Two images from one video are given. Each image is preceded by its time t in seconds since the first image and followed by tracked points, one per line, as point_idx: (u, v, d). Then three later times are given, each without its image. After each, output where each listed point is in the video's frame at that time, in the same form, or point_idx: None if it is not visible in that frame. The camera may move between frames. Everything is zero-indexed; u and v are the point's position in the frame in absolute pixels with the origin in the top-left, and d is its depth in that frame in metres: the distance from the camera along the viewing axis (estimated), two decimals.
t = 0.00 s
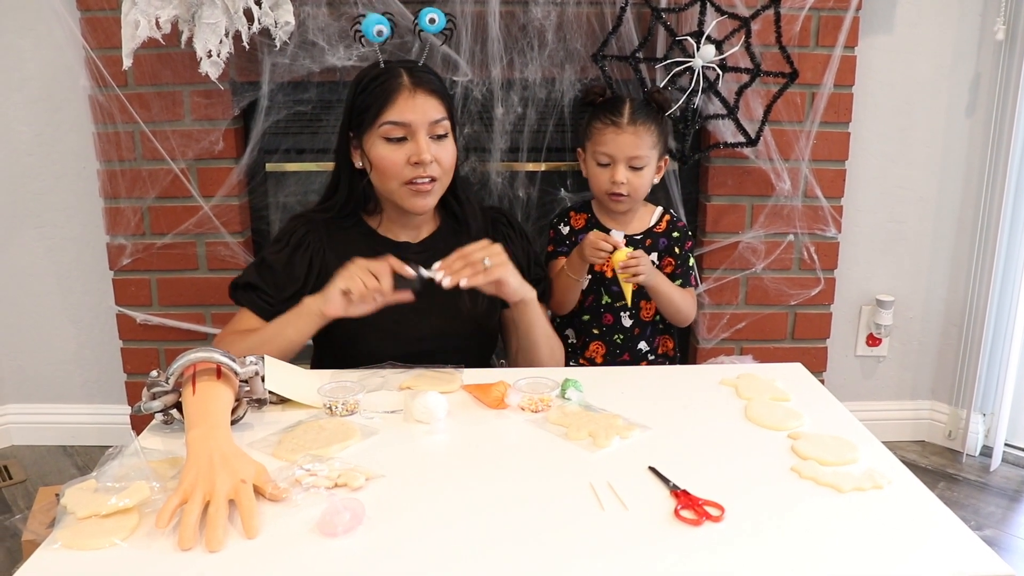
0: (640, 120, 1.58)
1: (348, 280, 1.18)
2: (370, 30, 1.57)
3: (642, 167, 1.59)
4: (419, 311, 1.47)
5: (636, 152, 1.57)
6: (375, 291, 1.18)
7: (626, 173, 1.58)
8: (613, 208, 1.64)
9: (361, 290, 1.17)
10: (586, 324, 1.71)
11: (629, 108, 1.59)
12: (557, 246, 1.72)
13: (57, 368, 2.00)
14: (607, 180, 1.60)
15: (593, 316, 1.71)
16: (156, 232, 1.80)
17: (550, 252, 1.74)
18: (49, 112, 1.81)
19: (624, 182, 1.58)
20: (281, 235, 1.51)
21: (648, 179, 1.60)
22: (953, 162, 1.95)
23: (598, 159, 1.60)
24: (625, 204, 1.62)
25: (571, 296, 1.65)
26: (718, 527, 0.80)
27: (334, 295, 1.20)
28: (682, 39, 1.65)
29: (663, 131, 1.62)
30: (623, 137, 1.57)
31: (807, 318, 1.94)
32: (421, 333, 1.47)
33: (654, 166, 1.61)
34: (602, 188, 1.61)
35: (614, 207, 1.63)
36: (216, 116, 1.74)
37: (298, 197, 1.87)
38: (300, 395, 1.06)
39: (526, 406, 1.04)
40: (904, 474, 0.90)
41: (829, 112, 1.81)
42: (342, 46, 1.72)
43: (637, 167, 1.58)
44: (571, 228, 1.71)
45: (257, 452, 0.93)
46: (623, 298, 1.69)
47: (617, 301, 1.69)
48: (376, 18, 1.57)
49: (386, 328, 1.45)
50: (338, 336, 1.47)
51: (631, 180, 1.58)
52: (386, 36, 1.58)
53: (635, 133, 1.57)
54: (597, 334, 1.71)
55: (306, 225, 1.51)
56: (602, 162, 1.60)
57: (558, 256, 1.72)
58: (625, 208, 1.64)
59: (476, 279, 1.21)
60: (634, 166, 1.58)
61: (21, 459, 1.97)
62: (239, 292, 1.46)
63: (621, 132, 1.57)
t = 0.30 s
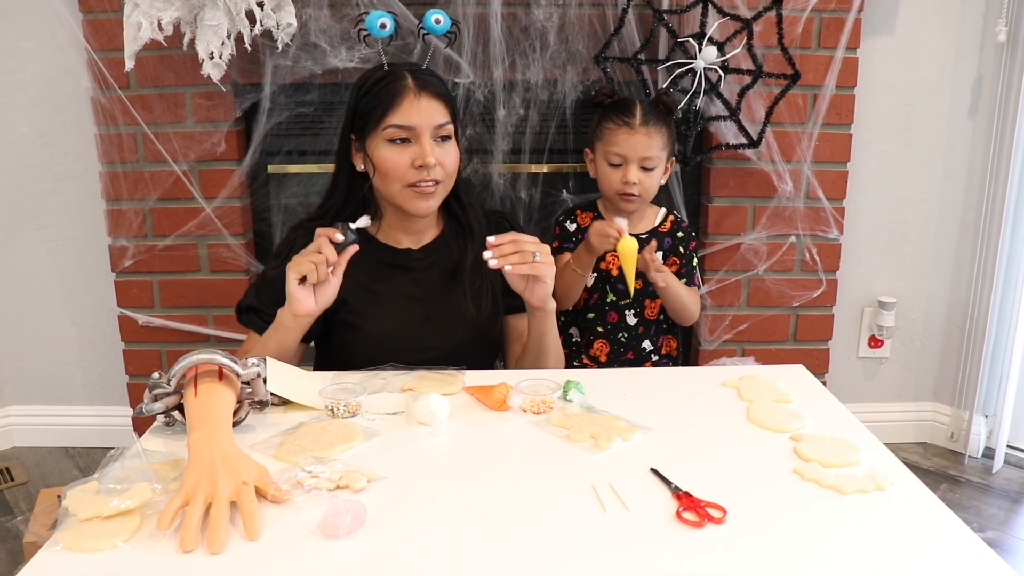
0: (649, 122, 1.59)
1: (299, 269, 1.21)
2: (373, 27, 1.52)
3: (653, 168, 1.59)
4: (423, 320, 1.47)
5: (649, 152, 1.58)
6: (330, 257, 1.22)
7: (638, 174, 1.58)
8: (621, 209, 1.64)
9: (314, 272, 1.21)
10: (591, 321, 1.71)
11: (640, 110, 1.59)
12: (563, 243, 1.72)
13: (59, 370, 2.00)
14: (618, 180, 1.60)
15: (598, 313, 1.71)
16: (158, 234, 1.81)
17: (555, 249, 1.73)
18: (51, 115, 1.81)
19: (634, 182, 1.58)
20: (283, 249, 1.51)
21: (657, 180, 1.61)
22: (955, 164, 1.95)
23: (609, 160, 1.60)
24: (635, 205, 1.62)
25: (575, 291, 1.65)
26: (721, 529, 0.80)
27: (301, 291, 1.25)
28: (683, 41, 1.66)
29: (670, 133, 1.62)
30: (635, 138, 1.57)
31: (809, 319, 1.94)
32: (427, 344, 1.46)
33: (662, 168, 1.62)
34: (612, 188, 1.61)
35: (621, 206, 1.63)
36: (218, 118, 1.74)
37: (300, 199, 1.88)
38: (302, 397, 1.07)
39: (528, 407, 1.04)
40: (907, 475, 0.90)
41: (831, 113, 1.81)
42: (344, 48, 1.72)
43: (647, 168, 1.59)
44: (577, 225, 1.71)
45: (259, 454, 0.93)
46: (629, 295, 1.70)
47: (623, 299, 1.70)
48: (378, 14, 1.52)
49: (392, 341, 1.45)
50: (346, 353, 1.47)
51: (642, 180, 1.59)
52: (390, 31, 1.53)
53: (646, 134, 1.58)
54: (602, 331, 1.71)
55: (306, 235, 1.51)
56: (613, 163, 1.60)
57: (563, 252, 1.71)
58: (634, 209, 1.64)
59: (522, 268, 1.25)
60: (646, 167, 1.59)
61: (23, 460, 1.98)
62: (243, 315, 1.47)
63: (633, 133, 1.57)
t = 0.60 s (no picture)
0: (652, 119, 1.58)
1: (276, 266, 1.24)
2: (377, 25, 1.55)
3: (656, 164, 1.59)
4: (425, 322, 1.47)
5: (651, 148, 1.58)
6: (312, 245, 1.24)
7: (640, 170, 1.58)
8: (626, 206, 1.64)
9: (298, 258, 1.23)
10: (597, 324, 1.70)
11: (644, 108, 1.59)
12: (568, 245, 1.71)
13: (62, 372, 2.00)
14: (621, 176, 1.60)
15: (605, 316, 1.70)
16: (160, 236, 1.81)
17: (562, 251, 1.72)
18: (54, 117, 1.81)
19: (636, 178, 1.58)
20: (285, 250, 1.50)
21: (660, 177, 1.60)
22: (959, 165, 1.94)
23: (612, 156, 1.61)
24: (638, 202, 1.61)
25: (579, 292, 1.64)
26: (725, 531, 0.79)
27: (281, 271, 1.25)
28: (686, 42, 1.66)
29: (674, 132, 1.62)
30: (637, 134, 1.57)
31: (813, 320, 1.93)
32: (429, 347, 1.45)
33: (666, 166, 1.62)
34: (616, 184, 1.62)
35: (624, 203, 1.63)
36: (221, 120, 1.74)
37: (303, 201, 1.87)
38: (306, 399, 1.06)
39: (532, 409, 1.03)
40: (912, 477, 0.89)
41: (835, 114, 1.80)
42: (346, 50, 1.72)
43: (650, 164, 1.59)
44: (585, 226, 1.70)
45: (263, 456, 0.93)
46: (636, 298, 1.70)
47: (630, 301, 1.69)
48: (382, 12, 1.54)
49: (394, 342, 1.45)
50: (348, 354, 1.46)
51: (645, 176, 1.59)
52: (392, 30, 1.56)
53: (649, 130, 1.58)
54: (608, 335, 1.70)
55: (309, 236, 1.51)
56: (618, 159, 1.60)
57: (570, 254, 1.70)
58: (638, 206, 1.64)
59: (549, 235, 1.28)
60: (648, 164, 1.59)
61: (26, 463, 1.98)
62: (245, 315, 1.48)
63: (635, 130, 1.58)
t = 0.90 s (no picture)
0: (655, 119, 1.59)
1: (269, 282, 1.23)
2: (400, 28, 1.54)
3: (658, 164, 1.59)
4: (431, 323, 1.47)
5: (654, 148, 1.57)
6: (298, 253, 1.24)
7: (642, 170, 1.58)
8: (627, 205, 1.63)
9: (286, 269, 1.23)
10: (601, 327, 1.70)
11: (649, 109, 1.59)
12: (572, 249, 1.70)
13: (65, 372, 2.00)
14: (623, 176, 1.59)
15: (609, 319, 1.69)
16: (164, 236, 1.81)
17: (566, 254, 1.71)
18: (58, 117, 1.81)
19: (638, 178, 1.58)
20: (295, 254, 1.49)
21: (663, 177, 1.60)
22: (963, 168, 1.94)
23: (615, 155, 1.60)
24: (639, 201, 1.61)
25: (585, 302, 1.63)
26: (729, 535, 0.79)
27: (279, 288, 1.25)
28: (691, 45, 1.66)
29: (678, 133, 1.62)
30: (640, 134, 1.57)
31: (816, 323, 1.93)
32: (437, 349, 1.45)
33: (669, 167, 1.61)
34: (617, 184, 1.61)
35: (625, 203, 1.62)
36: (225, 121, 1.74)
37: (306, 202, 1.88)
38: (310, 400, 1.06)
39: (536, 412, 1.03)
40: (916, 480, 0.89)
41: (839, 117, 1.80)
42: (350, 51, 1.72)
43: (653, 164, 1.58)
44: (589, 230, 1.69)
45: (267, 458, 0.93)
46: (641, 301, 1.69)
47: (634, 305, 1.69)
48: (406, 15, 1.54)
49: (401, 343, 1.45)
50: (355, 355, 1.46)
51: (647, 176, 1.58)
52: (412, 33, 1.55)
53: (651, 130, 1.58)
54: (612, 338, 1.70)
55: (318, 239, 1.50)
56: (618, 158, 1.60)
57: (574, 258, 1.69)
58: (640, 206, 1.63)
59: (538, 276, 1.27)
60: (650, 163, 1.58)
61: (29, 463, 1.98)
62: (255, 322, 1.47)
63: (638, 129, 1.58)
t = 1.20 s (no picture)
0: (660, 121, 1.58)
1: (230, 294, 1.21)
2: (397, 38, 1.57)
3: (663, 165, 1.59)
4: (429, 317, 1.46)
5: (659, 149, 1.57)
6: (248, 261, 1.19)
7: (647, 170, 1.58)
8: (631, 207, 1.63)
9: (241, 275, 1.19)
10: (604, 329, 1.69)
11: (653, 111, 1.58)
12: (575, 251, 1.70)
13: (66, 371, 2.00)
14: (627, 177, 1.59)
15: (613, 321, 1.69)
16: (165, 235, 1.81)
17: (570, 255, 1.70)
18: (61, 115, 1.81)
19: (643, 179, 1.57)
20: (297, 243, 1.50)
21: (666, 179, 1.60)
22: (967, 172, 1.93)
23: (619, 157, 1.60)
24: (643, 203, 1.60)
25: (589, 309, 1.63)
26: (731, 539, 0.79)
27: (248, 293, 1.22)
28: (695, 46, 1.65)
29: (683, 135, 1.62)
30: (646, 135, 1.57)
31: (818, 326, 1.92)
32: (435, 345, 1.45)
33: (673, 169, 1.61)
34: (620, 186, 1.61)
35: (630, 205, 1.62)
36: (228, 120, 1.74)
37: (309, 200, 1.87)
38: (312, 401, 1.06)
39: (538, 414, 1.03)
40: (920, 485, 0.89)
41: (843, 120, 1.80)
42: (354, 50, 1.72)
43: (657, 164, 1.58)
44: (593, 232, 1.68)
45: (268, 458, 0.93)
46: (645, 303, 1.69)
47: (638, 307, 1.68)
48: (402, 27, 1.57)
49: (397, 336, 1.45)
50: (352, 346, 1.46)
51: (652, 178, 1.58)
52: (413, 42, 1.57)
53: (657, 131, 1.58)
54: (615, 339, 1.69)
55: (321, 229, 1.50)
56: (624, 159, 1.59)
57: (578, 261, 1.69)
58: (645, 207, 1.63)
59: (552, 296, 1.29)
60: (655, 164, 1.58)
61: (29, 461, 1.97)
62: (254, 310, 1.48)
63: (644, 131, 1.57)
